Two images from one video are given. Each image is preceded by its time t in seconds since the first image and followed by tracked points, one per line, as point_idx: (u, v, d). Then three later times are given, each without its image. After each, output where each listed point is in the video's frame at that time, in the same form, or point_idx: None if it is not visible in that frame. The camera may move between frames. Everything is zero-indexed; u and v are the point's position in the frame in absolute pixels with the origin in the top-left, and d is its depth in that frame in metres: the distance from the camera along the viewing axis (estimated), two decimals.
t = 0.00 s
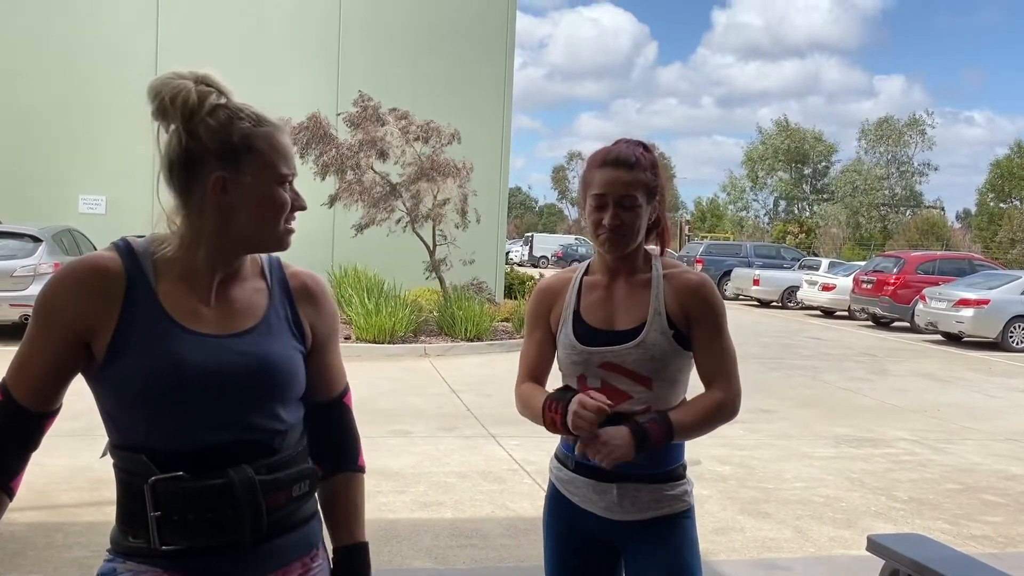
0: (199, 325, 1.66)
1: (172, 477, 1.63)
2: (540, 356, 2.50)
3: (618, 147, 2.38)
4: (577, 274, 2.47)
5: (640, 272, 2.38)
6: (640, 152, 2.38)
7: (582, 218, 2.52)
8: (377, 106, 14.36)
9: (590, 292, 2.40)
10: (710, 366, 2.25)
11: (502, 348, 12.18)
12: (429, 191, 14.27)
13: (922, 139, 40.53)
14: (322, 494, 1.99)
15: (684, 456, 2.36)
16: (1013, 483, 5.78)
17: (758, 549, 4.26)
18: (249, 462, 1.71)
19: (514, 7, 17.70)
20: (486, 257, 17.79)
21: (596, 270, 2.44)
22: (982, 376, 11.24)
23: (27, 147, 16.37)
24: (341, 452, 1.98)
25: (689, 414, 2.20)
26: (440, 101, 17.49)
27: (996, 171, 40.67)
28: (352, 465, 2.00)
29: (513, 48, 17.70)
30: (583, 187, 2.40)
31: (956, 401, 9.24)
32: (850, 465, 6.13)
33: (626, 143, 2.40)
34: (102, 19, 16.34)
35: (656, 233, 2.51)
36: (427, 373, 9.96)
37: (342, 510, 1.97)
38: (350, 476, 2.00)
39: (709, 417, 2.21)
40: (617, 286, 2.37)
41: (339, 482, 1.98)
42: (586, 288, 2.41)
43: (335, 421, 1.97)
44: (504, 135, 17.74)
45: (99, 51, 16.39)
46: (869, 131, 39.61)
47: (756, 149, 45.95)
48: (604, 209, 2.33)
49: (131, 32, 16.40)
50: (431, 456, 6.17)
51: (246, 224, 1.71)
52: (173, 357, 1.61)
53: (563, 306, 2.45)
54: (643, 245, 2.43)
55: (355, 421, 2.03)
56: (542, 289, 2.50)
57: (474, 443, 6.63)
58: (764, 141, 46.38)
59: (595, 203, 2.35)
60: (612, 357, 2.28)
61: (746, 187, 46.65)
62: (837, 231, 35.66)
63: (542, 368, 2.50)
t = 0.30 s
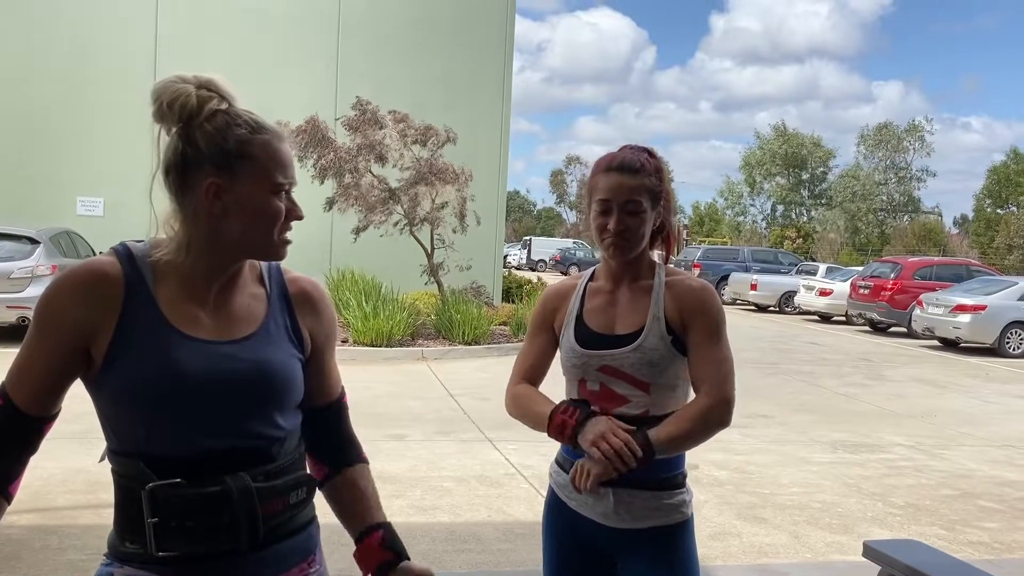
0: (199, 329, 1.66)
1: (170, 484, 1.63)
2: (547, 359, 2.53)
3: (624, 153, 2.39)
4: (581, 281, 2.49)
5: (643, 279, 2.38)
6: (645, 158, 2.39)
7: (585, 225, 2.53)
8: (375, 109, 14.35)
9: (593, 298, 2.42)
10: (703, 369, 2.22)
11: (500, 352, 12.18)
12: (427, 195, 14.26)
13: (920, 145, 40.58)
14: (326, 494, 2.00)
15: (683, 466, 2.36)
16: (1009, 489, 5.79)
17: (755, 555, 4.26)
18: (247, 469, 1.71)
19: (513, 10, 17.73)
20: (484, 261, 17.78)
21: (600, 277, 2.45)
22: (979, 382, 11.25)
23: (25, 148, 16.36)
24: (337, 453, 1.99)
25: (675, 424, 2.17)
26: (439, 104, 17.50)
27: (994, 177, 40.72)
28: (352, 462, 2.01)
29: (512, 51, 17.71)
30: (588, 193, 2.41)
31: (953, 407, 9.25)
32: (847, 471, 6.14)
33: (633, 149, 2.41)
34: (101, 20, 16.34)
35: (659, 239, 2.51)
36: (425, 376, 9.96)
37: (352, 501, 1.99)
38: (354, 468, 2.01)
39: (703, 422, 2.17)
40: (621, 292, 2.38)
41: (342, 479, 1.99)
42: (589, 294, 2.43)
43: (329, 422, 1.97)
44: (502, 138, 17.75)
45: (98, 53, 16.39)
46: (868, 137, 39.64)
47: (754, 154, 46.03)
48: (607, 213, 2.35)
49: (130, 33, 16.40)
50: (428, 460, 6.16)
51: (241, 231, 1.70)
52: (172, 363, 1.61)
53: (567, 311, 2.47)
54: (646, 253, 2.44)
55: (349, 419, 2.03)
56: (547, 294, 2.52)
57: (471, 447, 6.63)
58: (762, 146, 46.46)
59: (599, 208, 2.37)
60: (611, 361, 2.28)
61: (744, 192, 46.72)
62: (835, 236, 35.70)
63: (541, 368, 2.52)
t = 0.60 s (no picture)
0: (198, 331, 1.66)
1: (165, 484, 1.63)
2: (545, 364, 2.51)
3: (620, 158, 2.40)
4: (579, 285, 2.49)
5: (642, 285, 2.39)
6: (642, 162, 2.40)
7: (582, 228, 2.54)
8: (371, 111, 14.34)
9: (592, 304, 2.42)
10: (690, 374, 2.21)
11: (496, 355, 12.17)
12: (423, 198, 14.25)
13: (915, 149, 40.70)
14: (374, 470, 2.04)
15: (677, 470, 2.36)
16: (1003, 493, 5.81)
17: (749, 558, 4.26)
18: (244, 470, 1.71)
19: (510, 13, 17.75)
20: (480, 264, 17.78)
21: (598, 282, 2.45)
22: (973, 386, 11.27)
23: (20, 149, 16.34)
24: (366, 430, 2.03)
25: (645, 432, 2.17)
26: (435, 106, 17.50)
27: (988, 182, 40.86)
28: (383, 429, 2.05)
29: (509, 53, 17.73)
30: (587, 198, 2.41)
31: (946, 411, 9.27)
32: (841, 474, 6.15)
33: (629, 154, 2.42)
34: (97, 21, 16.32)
35: (656, 244, 2.52)
36: (420, 379, 9.95)
37: (397, 466, 2.04)
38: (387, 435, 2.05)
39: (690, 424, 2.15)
40: (620, 300, 2.39)
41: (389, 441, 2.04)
42: (588, 300, 2.43)
43: (344, 409, 2.03)
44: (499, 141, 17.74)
45: (94, 54, 16.37)
46: (864, 141, 39.73)
47: (750, 158, 46.12)
48: (603, 217, 2.35)
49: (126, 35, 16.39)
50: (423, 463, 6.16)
51: (238, 231, 1.70)
52: (168, 364, 1.61)
53: (565, 316, 2.47)
54: (642, 257, 2.44)
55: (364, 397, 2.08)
56: (544, 300, 2.51)
57: (467, 449, 6.63)
58: (758, 150, 46.57)
59: (595, 211, 2.37)
60: (611, 369, 2.28)
61: (740, 196, 46.83)
62: (830, 240, 35.79)
63: (534, 373, 2.49)
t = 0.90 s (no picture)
0: (193, 331, 1.67)
1: (159, 484, 1.62)
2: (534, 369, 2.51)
3: (609, 162, 2.41)
4: (570, 290, 2.49)
5: (634, 288, 2.39)
6: (631, 166, 2.41)
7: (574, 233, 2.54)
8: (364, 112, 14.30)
9: (585, 309, 2.42)
10: (691, 381, 2.23)
11: (490, 356, 12.18)
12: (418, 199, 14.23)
13: (909, 152, 40.84)
14: (331, 486, 2.08)
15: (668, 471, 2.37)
16: (995, 495, 5.83)
17: (742, 559, 4.27)
18: (238, 468, 1.71)
19: (505, 14, 17.74)
20: (475, 265, 17.77)
21: (588, 286, 2.45)
22: (966, 388, 11.30)
23: (14, 149, 16.33)
24: (335, 440, 2.06)
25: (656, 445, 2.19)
26: (430, 107, 17.50)
27: (981, 185, 41.02)
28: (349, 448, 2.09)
29: (504, 54, 17.71)
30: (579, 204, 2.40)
31: (939, 413, 9.30)
32: (834, 476, 6.16)
33: (618, 158, 2.43)
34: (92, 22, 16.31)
35: (646, 247, 2.53)
36: (413, 380, 9.95)
37: (353, 490, 2.09)
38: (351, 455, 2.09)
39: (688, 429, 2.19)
40: (612, 304, 2.39)
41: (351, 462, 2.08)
42: (580, 305, 2.42)
43: (319, 418, 2.06)
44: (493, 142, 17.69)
45: (90, 54, 16.36)
46: (857, 144, 39.86)
47: (745, 160, 46.22)
48: (592, 220, 2.36)
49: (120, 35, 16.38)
50: (416, 464, 6.16)
51: (231, 231, 1.71)
52: (163, 363, 1.61)
53: (558, 324, 2.46)
54: (634, 259, 2.45)
55: (336, 412, 2.11)
56: (535, 307, 2.51)
57: (460, 450, 6.63)
58: (752, 153, 46.68)
59: (584, 215, 2.38)
60: (605, 373, 2.29)
61: (734, 198, 46.92)
62: (824, 242, 35.88)
63: (528, 379, 2.50)
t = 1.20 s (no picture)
0: (184, 326, 1.67)
1: (151, 483, 1.61)
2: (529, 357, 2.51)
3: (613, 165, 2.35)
4: (568, 287, 2.49)
5: (631, 288, 2.39)
6: (634, 169, 2.37)
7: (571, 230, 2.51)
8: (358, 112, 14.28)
9: (580, 303, 2.43)
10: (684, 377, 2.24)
11: (485, 357, 12.17)
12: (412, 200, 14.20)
13: (903, 153, 40.96)
14: (313, 482, 2.09)
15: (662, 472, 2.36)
16: (988, 495, 5.84)
17: (736, 560, 4.27)
18: (229, 466, 1.71)
19: (501, 14, 17.70)
20: (470, 265, 17.75)
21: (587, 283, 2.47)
22: (960, 389, 11.32)
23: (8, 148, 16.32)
24: (319, 440, 2.06)
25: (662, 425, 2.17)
26: (424, 108, 17.49)
27: (974, 185, 41.15)
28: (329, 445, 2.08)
29: (499, 54, 17.68)
30: (581, 206, 2.37)
31: (933, 413, 9.32)
32: (828, 476, 6.17)
33: (621, 161, 2.37)
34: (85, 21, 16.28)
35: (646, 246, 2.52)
36: (408, 380, 9.93)
37: (332, 489, 2.10)
38: (333, 454, 2.09)
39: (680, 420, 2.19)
40: (609, 301, 2.40)
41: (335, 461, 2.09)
42: (576, 300, 2.43)
43: (307, 415, 2.05)
44: (489, 142, 17.67)
45: (84, 54, 16.34)
46: (851, 145, 39.97)
47: (739, 161, 46.29)
48: (600, 232, 2.34)
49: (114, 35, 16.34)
50: (411, 464, 6.15)
51: (227, 230, 1.70)
52: (156, 360, 1.60)
53: (554, 317, 2.47)
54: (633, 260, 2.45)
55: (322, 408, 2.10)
56: (534, 299, 2.52)
57: (455, 451, 6.62)
58: (747, 153, 46.76)
59: (590, 225, 2.36)
60: (595, 366, 2.29)
61: (729, 199, 47.00)
62: (818, 243, 35.96)
63: (520, 371, 2.49)
